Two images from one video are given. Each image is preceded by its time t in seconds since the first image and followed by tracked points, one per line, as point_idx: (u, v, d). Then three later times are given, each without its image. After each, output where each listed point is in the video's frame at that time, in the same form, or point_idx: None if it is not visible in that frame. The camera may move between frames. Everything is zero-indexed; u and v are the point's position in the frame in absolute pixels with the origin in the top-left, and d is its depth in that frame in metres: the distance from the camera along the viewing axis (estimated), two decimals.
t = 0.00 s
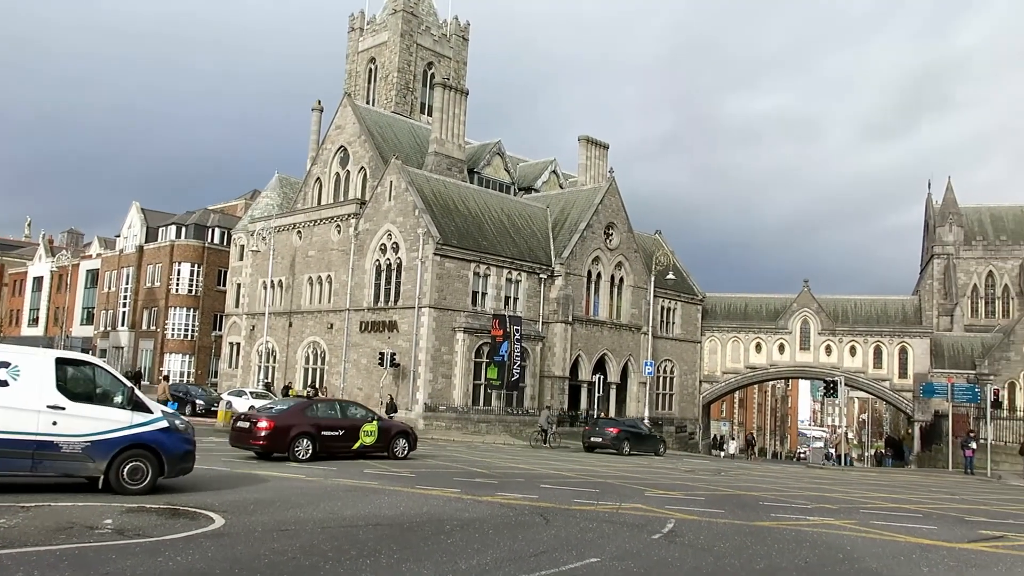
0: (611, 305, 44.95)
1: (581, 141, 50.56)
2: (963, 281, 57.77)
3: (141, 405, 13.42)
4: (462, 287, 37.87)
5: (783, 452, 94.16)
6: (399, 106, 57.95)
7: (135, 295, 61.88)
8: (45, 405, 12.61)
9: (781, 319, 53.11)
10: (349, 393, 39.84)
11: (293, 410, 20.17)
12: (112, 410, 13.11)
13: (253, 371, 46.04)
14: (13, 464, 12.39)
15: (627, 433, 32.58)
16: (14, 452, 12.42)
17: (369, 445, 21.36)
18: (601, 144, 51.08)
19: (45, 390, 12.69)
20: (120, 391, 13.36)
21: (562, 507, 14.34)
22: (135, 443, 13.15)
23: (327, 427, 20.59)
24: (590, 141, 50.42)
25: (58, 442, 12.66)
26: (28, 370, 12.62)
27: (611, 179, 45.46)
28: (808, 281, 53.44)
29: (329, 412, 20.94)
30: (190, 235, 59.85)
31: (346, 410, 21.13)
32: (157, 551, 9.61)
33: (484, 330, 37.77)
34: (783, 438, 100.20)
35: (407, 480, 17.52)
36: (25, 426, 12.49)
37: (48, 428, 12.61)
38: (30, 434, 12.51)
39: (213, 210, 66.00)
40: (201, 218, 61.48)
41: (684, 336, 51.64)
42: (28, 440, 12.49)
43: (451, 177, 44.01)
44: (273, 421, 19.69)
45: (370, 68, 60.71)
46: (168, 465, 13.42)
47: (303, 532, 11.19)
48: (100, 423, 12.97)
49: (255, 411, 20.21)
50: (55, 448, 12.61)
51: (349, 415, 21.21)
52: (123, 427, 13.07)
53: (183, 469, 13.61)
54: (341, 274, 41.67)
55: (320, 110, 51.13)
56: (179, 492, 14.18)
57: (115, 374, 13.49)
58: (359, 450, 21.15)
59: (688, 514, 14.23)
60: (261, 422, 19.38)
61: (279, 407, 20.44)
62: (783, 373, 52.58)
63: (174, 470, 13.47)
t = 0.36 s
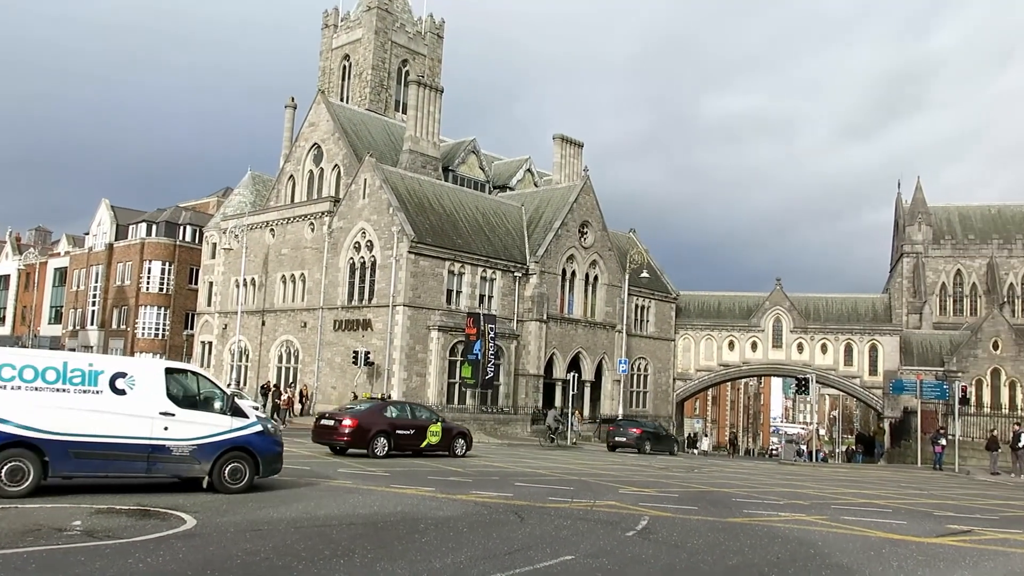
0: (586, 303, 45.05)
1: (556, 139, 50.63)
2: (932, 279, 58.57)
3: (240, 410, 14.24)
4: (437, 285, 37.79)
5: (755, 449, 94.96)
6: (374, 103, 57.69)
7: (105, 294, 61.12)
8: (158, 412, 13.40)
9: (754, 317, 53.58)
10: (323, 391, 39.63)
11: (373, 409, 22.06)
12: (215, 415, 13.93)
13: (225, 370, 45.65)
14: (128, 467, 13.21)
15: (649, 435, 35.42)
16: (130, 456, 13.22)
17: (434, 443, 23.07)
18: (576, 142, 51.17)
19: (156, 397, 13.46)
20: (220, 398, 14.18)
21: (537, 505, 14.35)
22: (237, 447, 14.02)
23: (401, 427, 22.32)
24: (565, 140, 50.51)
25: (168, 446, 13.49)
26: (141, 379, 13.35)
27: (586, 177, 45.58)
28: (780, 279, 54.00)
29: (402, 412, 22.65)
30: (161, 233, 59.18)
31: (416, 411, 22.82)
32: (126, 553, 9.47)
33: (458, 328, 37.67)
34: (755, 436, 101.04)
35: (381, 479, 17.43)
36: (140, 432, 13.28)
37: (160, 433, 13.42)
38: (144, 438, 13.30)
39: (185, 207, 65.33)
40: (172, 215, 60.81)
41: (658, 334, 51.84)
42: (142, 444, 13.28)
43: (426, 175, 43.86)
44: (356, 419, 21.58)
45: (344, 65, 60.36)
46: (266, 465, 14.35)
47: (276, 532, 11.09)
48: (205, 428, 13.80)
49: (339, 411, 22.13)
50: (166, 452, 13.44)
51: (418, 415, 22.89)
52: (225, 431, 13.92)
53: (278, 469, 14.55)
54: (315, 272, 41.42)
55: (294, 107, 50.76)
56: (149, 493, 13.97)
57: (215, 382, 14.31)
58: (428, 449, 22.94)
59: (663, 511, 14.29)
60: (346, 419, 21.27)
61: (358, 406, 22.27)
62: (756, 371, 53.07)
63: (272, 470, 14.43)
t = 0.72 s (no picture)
0: (557, 300, 45.12)
1: (527, 136, 50.68)
2: (899, 276, 59.36)
3: (335, 412, 15.77)
4: (408, 283, 37.64)
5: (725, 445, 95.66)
6: (344, 100, 57.29)
7: (70, 292, 60.13)
8: (268, 415, 14.86)
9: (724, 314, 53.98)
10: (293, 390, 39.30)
11: (438, 412, 24.66)
12: (316, 417, 15.44)
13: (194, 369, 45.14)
14: (246, 465, 14.63)
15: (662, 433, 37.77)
16: (247, 454, 14.65)
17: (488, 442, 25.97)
18: (547, 140, 51.24)
19: (265, 401, 14.93)
20: (318, 401, 15.70)
21: (509, 502, 14.36)
22: (335, 445, 15.52)
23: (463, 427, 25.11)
24: (536, 137, 50.52)
25: (278, 445, 14.95)
26: (252, 386, 14.82)
27: (558, 175, 45.65)
28: (750, 276, 54.43)
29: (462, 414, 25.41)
30: (127, 231, 58.34)
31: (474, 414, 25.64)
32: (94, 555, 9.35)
33: (430, 326, 37.55)
34: (726, 432, 101.83)
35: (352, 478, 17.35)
36: (254, 432, 14.72)
37: (271, 434, 14.87)
38: (258, 438, 14.75)
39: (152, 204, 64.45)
40: (139, 213, 59.98)
41: (629, 331, 52.05)
42: (256, 443, 14.73)
43: (396, 172, 43.65)
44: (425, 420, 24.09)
45: (314, 61, 59.88)
46: (359, 461, 15.91)
47: (245, 532, 10.98)
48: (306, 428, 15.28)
49: (408, 415, 24.68)
50: (275, 451, 14.88)
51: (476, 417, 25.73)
52: (324, 431, 15.42)
53: (368, 463, 16.12)
54: (285, 270, 41.08)
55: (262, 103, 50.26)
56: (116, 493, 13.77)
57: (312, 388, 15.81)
58: (482, 446, 25.85)
59: (634, 506, 14.37)
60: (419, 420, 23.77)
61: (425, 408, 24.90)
62: (726, 367, 53.49)
63: (364, 465, 15.99)
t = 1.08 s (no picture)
0: (527, 296, 45.14)
1: (497, 132, 50.62)
2: (863, 271, 60.25)
3: (412, 410, 17.02)
4: (377, 278, 37.44)
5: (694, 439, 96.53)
6: (312, 94, 56.83)
7: (31, 288, 59.07)
8: (356, 413, 16.11)
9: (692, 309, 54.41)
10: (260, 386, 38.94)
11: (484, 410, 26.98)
12: (394, 414, 16.66)
13: (159, 365, 44.58)
14: (336, 459, 15.85)
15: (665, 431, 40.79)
16: (336, 449, 15.88)
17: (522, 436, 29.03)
18: (517, 135, 51.24)
19: (352, 400, 16.18)
20: (396, 400, 16.93)
21: (478, 498, 14.35)
22: (413, 440, 16.79)
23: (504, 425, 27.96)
24: (505, 132, 50.48)
25: (364, 440, 16.19)
26: (342, 387, 16.06)
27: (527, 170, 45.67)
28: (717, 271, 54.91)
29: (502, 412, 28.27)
30: (90, 226, 57.43)
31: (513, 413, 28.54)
32: (56, 555, 9.19)
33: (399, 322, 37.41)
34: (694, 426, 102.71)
35: (321, 475, 17.22)
36: (343, 429, 15.98)
37: (359, 430, 16.13)
38: (347, 435, 15.99)
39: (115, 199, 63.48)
40: (102, 207, 59.05)
41: (598, 326, 52.26)
42: (345, 439, 15.97)
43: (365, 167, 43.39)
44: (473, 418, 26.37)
45: (282, 55, 59.32)
46: (432, 454, 17.17)
47: (211, 531, 10.85)
48: (387, 425, 16.53)
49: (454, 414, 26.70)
50: (361, 446, 16.10)
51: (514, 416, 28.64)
52: (403, 427, 16.66)
53: (439, 456, 17.39)
54: (252, 265, 40.68)
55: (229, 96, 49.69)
56: (80, 493, 13.55)
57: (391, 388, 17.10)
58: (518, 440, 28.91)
59: (603, 501, 14.42)
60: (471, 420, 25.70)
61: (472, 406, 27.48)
62: (694, 361, 53.93)
63: (436, 457, 17.26)
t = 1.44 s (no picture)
0: (500, 294, 45.13)
1: (471, 130, 50.56)
2: (832, 272, 60.99)
3: (466, 410, 18.26)
4: (349, 276, 37.24)
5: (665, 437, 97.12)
6: (284, 90, 56.38)
7: None
8: (418, 413, 17.35)
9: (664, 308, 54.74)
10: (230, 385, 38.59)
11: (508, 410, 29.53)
12: (451, 414, 17.91)
13: (127, 362, 43.99)
14: (401, 455, 17.10)
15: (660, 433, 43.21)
16: (401, 447, 17.12)
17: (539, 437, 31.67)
18: (491, 134, 51.20)
19: (414, 401, 17.41)
20: (452, 401, 18.17)
21: (450, 496, 14.32)
22: (469, 437, 18.04)
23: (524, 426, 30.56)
24: (479, 131, 50.40)
25: (425, 438, 17.43)
26: (405, 389, 17.33)
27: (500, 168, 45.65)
28: (689, 271, 55.27)
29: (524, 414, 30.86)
30: (57, 221, 56.53)
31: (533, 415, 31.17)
32: (19, 556, 9.03)
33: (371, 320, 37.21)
34: (665, 425, 103.34)
35: (291, 474, 17.07)
36: (407, 428, 17.20)
37: (421, 428, 17.37)
38: (410, 433, 17.23)
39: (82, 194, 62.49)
40: (69, 202, 58.20)
41: (571, 325, 52.35)
42: (409, 437, 17.21)
43: (337, 164, 43.12)
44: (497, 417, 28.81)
45: (254, 50, 58.79)
46: (484, 450, 18.44)
47: (178, 531, 10.71)
48: (446, 423, 17.76)
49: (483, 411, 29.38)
50: (423, 443, 17.34)
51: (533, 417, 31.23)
52: (460, 426, 17.90)
53: (489, 453, 18.67)
54: (222, 262, 40.28)
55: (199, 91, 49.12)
56: (45, 492, 13.33)
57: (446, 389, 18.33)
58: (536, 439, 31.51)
59: (574, 499, 14.47)
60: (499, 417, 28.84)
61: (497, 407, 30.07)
62: (666, 361, 54.24)
63: (487, 453, 18.53)
